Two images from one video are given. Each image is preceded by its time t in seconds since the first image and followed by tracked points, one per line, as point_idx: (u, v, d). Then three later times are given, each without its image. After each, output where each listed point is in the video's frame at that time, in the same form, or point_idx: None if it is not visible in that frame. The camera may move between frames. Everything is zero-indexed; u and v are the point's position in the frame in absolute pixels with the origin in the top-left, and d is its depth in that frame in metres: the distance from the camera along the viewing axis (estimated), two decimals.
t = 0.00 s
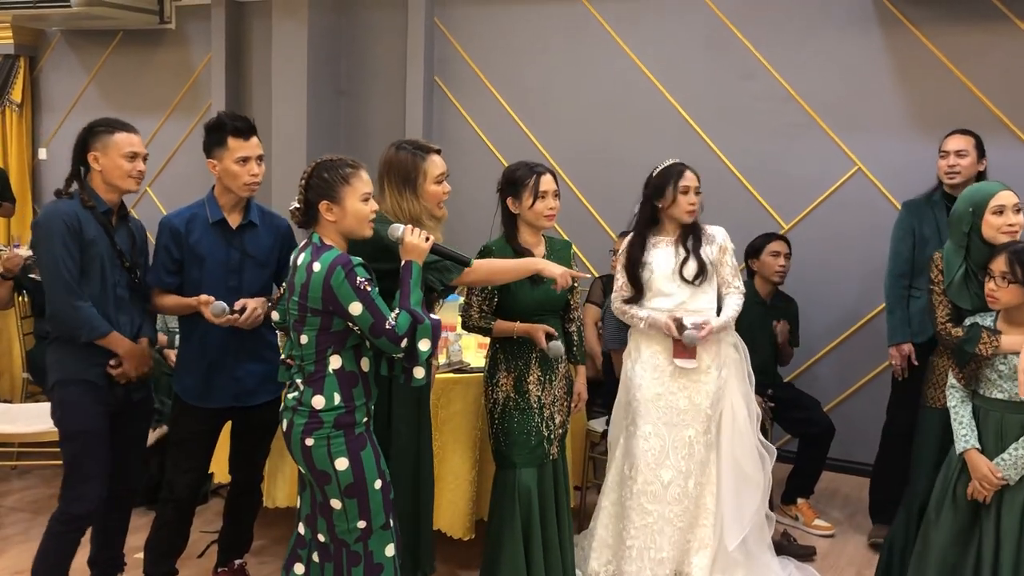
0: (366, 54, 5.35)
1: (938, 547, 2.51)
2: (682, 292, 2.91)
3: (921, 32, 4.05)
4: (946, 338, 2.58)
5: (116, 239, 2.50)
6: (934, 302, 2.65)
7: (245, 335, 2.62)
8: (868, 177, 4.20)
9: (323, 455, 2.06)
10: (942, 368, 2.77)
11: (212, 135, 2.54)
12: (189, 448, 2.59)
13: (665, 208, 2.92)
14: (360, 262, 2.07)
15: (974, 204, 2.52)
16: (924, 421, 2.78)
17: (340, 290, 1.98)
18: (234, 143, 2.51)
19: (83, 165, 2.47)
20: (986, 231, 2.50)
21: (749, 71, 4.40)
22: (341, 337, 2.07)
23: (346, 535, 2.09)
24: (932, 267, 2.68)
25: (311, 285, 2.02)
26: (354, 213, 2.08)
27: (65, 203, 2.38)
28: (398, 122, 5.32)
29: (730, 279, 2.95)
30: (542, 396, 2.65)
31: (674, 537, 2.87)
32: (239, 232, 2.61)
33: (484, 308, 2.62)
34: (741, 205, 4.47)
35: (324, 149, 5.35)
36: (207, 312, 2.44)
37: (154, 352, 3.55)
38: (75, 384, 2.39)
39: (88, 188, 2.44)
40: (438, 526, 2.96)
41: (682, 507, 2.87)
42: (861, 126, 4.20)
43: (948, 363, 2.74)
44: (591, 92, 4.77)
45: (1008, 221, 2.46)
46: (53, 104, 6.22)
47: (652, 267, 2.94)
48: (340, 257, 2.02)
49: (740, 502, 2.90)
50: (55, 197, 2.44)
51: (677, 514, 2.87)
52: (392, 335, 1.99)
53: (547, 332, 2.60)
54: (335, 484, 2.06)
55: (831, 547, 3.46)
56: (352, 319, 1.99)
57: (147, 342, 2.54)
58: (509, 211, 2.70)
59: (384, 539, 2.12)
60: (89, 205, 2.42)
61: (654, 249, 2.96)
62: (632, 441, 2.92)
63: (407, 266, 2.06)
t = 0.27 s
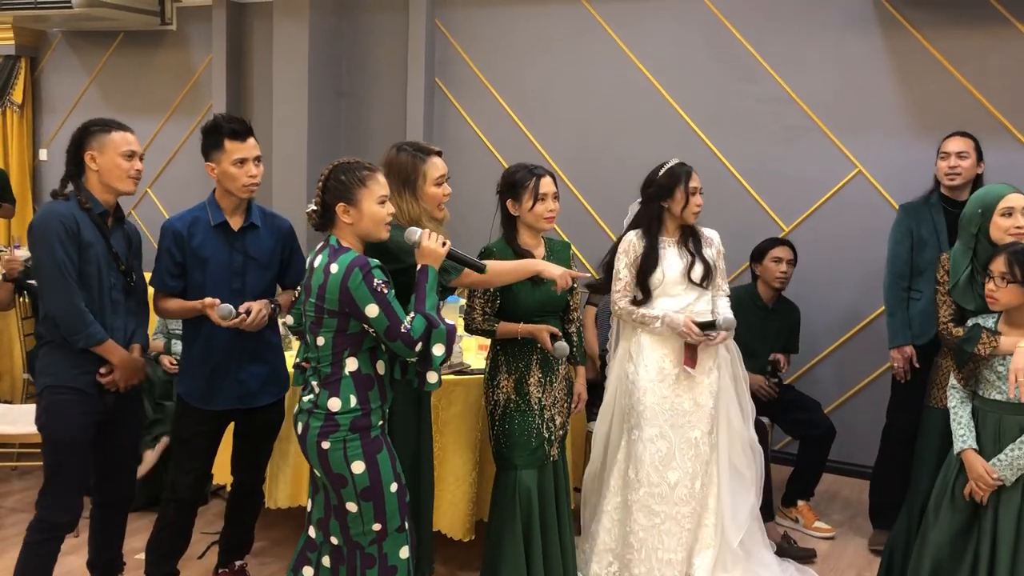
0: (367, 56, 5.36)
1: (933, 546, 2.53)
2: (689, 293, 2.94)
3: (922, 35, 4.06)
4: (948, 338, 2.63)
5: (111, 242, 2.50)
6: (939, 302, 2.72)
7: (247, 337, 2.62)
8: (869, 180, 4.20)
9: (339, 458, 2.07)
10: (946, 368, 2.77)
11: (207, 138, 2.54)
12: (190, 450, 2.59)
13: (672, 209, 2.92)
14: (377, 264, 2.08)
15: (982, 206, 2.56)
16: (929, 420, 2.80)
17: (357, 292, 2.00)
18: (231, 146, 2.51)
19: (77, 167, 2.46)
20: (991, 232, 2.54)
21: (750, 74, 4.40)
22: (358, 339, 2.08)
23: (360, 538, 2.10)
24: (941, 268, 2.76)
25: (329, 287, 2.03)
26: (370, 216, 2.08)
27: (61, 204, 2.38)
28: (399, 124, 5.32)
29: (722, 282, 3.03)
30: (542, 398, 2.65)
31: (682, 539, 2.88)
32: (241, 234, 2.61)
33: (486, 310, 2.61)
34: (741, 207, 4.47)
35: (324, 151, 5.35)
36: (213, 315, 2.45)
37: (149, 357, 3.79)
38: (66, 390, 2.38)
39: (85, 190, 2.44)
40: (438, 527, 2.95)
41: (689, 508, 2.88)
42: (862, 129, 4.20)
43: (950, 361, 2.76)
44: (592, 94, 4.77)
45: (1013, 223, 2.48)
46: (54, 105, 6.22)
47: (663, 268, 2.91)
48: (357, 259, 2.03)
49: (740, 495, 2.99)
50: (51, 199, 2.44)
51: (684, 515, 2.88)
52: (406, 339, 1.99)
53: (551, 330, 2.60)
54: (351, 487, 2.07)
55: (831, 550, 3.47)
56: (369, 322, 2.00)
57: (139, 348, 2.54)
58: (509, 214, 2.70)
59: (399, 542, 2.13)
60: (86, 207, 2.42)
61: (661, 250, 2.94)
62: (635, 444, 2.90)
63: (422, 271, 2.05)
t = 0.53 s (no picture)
0: (369, 57, 5.36)
1: (931, 548, 2.55)
2: (694, 295, 2.95)
3: (923, 37, 4.06)
4: (945, 339, 2.62)
5: (103, 248, 2.51)
6: (938, 303, 2.70)
7: (249, 339, 2.63)
8: (870, 182, 4.20)
9: (362, 460, 2.07)
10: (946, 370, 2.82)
11: (208, 139, 2.55)
12: (193, 451, 2.60)
13: (677, 210, 2.92)
14: (398, 265, 2.09)
15: (985, 208, 2.58)
16: (927, 422, 2.82)
17: (379, 293, 2.00)
18: (231, 146, 2.52)
19: (68, 171, 2.47)
20: (993, 233, 2.55)
21: (751, 76, 4.41)
22: (378, 341, 2.09)
23: (381, 540, 2.11)
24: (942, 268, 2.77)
25: (350, 288, 2.03)
26: (388, 218, 2.09)
27: (50, 209, 2.39)
28: (400, 126, 5.33)
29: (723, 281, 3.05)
30: (545, 400, 2.65)
31: (687, 540, 2.88)
32: (244, 235, 2.62)
33: (486, 311, 2.62)
34: (743, 209, 4.47)
35: (326, 152, 5.36)
36: (217, 317, 2.46)
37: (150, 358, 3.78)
38: (47, 397, 2.38)
39: (76, 195, 2.45)
40: (440, 528, 2.95)
41: (694, 509, 2.89)
42: (863, 131, 4.20)
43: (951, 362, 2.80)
44: (593, 96, 4.78)
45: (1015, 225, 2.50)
46: (56, 107, 6.23)
47: (672, 269, 2.91)
48: (379, 261, 2.03)
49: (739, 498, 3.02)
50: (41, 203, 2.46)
51: (689, 516, 2.88)
52: (426, 341, 2.02)
53: (551, 332, 2.61)
54: (374, 489, 2.08)
55: (833, 552, 3.46)
56: (389, 323, 2.01)
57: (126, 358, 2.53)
58: (510, 215, 2.70)
59: (420, 542, 2.14)
60: (76, 212, 2.43)
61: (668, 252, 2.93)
62: (637, 446, 2.91)
63: (441, 273, 2.07)
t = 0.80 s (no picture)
0: (370, 59, 5.36)
1: (923, 551, 2.54)
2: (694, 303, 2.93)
3: (924, 39, 4.06)
4: (933, 340, 2.64)
5: (103, 250, 2.50)
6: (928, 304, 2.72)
7: (249, 341, 2.62)
8: (871, 185, 4.20)
9: (374, 462, 2.07)
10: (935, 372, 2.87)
11: (212, 138, 2.55)
12: (193, 452, 2.59)
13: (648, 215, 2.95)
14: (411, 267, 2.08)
15: (975, 209, 2.56)
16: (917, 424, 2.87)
17: (395, 295, 2.00)
18: (235, 145, 2.51)
19: (69, 172, 2.46)
20: (983, 235, 2.54)
21: (752, 78, 4.40)
22: (391, 343, 2.09)
23: (388, 544, 2.11)
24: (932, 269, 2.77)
25: (366, 289, 2.02)
26: (402, 220, 2.09)
27: (53, 209, 2.39)
28: (401, 128, 5.33)
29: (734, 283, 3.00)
30: (546, 403, 2.64)
31: (681, 545, 2.85)
32: (245, 236, 2.61)
33: (485, 312, 2.61)
34: (744, 211, 4.47)
35: (326, 154, 5.35)
36: (219, 319, 2.47)
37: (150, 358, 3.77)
38: (48, 400, 2.37)
39: (76, 196, 2.45)
40: (441, 532, 2.95)
41: (688, 514, 2.86)
42: (864, 133, 4.20)
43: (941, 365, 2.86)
44: (594, 98, 4.77)
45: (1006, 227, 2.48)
46: (57, 108, 6.23)
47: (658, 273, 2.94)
48: (395, 262, 2.03)
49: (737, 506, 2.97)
50: (41, 204, 2.44)
51: (682, 520, 2.85)
52: (440, 344, 2.03)
53: (545, 343, 2.61)
54: (385, 491, 2.08)
55: (834, 556, 3.45)
56: (403, 325, 2.01)
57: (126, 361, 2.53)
58: (514, 217, 2.70)
59: (424, 547, 2.15)
60: (77, 213, 2.42)
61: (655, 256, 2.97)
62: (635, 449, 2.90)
63: (454, 277, 2.09)
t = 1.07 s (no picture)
0: (369, 61, 5.36)
1: (915, 556, 2.52)
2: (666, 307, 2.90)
3: (924, 42, 4.06)
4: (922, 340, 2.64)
5: (107, 246, 2.51)
6: (917, 305, 2.73)
7: (248, 343, 2.61)
8: (871, 187, 4.20)
9: (368, 462, 2.07)
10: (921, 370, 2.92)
11: (216, 138, 2.55)
12: (193, 454, 2.59)
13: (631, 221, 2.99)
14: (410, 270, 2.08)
15: (963, 208, 2.57)
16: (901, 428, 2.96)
17: (388, 297, 1.99)
18: (237, 145, 2.51)
19: (69, 169, 2.46)
20: (971, 234, 2.54)
21: (752, 79, 4.40)
22: (385, 345, 2.08)
23: (380, 546, 2.10)
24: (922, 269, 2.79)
25: (361, 289, 2.02)
26: (408, 221, 2.09)
27: (58, 209, 2.37)
28: (400, 129, 5.33)
29: (718, 279, 2.87)
30: (546, 405, 2.63)
31: (662, 544, 2.86)
32: (246, 237, 2.61)
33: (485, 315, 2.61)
34: (744, 213, 4.46)
35: (325, 155, 5.35)
36: (214, 323, 2.45)
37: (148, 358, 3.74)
38: (64, 397, 2.37)
39: (77, 193, 2.44)
40: (440, 534, 2.93)
41: (671, 515, 2.86)
42: (863, 135, 4.20)
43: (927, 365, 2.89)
44: (594, 100, 4.77)
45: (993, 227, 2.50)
46: (56, 109, 6.22)
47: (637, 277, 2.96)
48: (392, 265, 2.03)
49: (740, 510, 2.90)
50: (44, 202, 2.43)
51: (666, 521, 2.86)
52: (426, 352, 2.00)
53: (545, 345, 2.61)
54: (378, 492, 2.07)
55: (833, 558, 3.45)
56: (393, 328, 2.00)
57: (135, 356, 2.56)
58: (515, 219, 2.69)
59: (417, 550, 2.14)
60: (81, 211, 2.42)
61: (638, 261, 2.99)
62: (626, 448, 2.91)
63: (457, 289, 2.08)
